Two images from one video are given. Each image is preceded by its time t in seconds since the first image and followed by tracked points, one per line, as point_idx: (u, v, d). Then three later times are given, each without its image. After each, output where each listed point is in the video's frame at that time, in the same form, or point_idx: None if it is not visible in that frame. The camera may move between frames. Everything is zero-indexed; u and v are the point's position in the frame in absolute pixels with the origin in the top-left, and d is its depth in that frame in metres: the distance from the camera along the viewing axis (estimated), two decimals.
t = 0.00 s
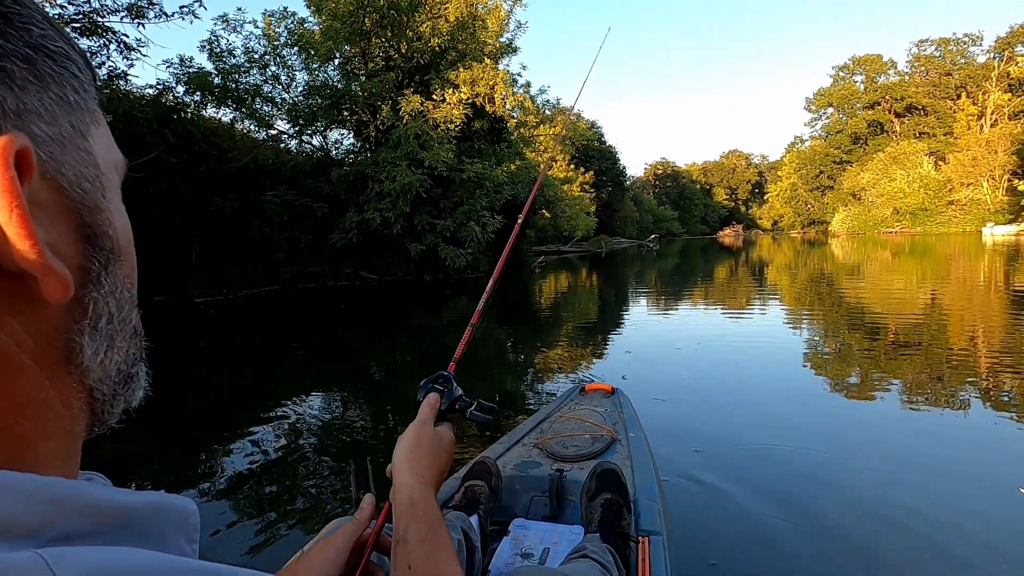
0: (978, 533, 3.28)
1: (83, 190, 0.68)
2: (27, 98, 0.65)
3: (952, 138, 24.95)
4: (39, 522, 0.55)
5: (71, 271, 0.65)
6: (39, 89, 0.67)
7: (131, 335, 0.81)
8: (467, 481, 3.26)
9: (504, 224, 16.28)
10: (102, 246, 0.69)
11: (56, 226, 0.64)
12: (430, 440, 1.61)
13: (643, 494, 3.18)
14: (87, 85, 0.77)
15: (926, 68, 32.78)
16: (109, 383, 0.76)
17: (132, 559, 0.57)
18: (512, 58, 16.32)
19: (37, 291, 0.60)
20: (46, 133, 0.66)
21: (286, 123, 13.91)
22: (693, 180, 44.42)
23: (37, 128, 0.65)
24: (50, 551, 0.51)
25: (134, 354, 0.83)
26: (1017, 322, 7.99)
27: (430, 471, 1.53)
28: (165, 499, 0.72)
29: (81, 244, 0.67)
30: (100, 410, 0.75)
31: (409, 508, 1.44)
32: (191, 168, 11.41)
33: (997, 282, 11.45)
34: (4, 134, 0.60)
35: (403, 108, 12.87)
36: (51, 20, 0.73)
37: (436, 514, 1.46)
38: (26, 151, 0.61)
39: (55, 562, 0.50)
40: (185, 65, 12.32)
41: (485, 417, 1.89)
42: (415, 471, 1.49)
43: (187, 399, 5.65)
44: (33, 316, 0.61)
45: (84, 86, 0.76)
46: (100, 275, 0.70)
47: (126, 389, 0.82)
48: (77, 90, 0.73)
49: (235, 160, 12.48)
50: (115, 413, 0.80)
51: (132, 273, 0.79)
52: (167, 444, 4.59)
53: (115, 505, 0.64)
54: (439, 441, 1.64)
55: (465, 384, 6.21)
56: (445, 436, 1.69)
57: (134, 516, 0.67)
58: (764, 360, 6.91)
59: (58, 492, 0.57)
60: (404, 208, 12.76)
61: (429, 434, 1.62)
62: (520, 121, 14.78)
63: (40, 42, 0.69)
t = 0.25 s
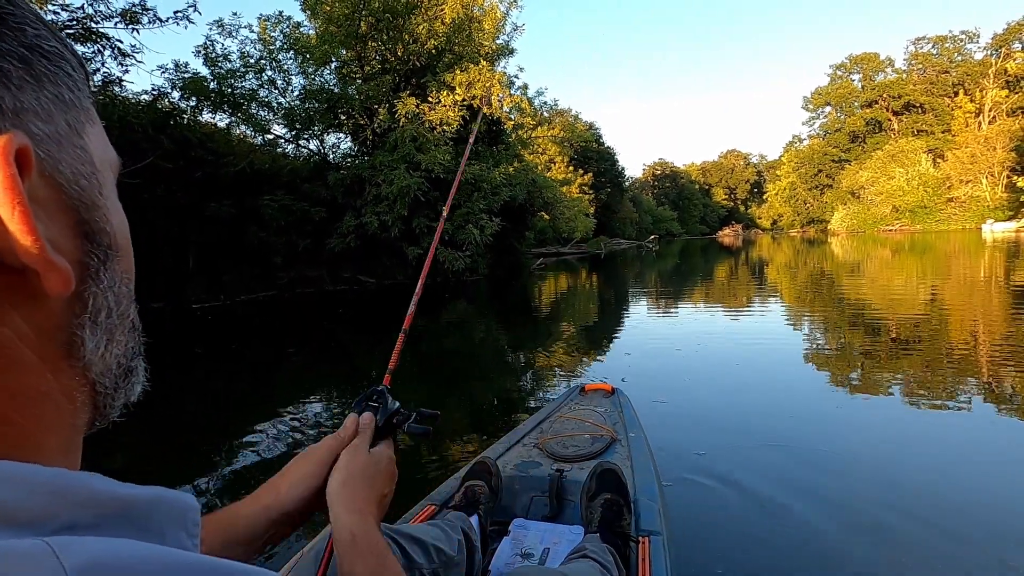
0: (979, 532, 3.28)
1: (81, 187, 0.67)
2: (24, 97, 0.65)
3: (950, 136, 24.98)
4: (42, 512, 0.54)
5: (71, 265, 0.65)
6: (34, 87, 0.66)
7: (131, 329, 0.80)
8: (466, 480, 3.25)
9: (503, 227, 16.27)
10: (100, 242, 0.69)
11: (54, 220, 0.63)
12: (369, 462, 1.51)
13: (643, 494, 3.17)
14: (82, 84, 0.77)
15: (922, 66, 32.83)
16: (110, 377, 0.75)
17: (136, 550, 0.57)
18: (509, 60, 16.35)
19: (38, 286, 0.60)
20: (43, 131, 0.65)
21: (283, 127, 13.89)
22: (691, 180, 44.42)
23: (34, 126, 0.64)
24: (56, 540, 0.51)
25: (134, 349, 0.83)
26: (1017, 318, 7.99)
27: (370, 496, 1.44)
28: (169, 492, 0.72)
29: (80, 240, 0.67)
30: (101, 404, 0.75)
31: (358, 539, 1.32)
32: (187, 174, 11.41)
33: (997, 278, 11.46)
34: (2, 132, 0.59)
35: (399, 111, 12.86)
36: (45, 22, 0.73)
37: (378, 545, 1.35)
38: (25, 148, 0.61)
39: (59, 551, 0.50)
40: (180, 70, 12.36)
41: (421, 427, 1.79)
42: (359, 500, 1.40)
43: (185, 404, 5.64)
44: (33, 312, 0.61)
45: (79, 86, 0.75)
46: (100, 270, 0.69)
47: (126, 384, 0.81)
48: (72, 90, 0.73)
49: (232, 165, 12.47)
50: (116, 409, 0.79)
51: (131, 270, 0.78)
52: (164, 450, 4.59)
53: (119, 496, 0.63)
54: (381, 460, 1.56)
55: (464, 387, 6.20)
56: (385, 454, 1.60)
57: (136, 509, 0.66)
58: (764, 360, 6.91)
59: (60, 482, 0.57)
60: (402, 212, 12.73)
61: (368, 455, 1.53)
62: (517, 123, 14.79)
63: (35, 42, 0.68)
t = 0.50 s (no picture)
0: (978, 533, 3.28)
1: (69, 185, 0.67)
2: (12, 94, 0.64)
3: (950, 136, 24.95)
4: (30, 515, 0.53)
5: (59, 265, 0.64)
6: (24, 85, 0.66)
7: (121, 331, 0.80)
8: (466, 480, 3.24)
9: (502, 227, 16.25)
10: (89, 242, 0.69)
11: (43, 218, 0.63)
12: (353, 446, 1.32)
13: (643, 494, 3.16)
14: (72, 81, 0.76)
15: (923, 66, 32.78)
16: (99, 379, 0.75)
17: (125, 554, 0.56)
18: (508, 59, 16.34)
19: (25, 285, 0.59)
20: (32, 130, 0.65)
21: (281, 126, 13.94)
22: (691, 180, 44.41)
23: (23, 124, 0.64)
24: (41, 544, 0.50)
25: (124, 351, 0.82)
26: (1018, 319, 7.97)
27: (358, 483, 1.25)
28: (159, 497, 0.71)
29: (69, 239, 0.66)
30: (89, 405, 0.75)
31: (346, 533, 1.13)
32: (185, 173, 11.41)
33: (997, 278, 11.44)
34: None
35: (397, 110, 12.81)
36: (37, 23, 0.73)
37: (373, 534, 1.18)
38: (15, 145, 0.60)
39: (44, 555, 0.49)
40: (177, 69, 12.35)
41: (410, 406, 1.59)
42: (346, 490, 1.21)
43: (183, 405, 5.65)
44: (20, 310, 0.60)
45: (68, 84, 0.75)
46: (88, 270, 0.69)
47: (115, 387, 0.81)
48: (61, 87, 0.72)
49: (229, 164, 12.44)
50: (104, 411, 0.79)
51: (121, 270, 0.78)
52: (162, 451, 4.59)
53: (106, 499, 0.63)
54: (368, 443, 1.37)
55: (463, 388, 6.20)
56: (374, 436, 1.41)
57: (125, 514, 0.65)
58: (764, 360, 6.90)
59: (47, 487, 0.56)
60: (400, 212, 12.67)
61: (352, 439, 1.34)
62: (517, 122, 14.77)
63: (25, 41, 0.68)
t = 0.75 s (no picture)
0: (975, 534, 3.28)
1: (38, 179, 0.67)
2: None
3: (951, 137, 24.95)
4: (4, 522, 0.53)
5: (31, 262, 0.64)
6: None
7: (102, 327, 0.79)
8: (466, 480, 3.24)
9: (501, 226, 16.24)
10: (64, 236, 0.68)
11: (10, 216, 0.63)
12: (340, 435, 1.22)
13: (643, 494, 3.16)
14: (37, 71, 0.75)
15: (924, 67, 32.78)
16: (80, 377, 0.75)
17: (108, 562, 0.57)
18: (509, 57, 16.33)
19: None
20: None
21: (280, 123, 13.94)
22: (692, 180, 44.42)
23: None
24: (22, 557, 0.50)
25: (107, 348, 0.82)
26: (1018, 321, 7.97)
27: (345, 475, 1.17)
28: (144, 501, 0.72)
29: (40, 234, 0.66)
30: (72, 401, 0.75)
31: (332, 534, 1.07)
32: (183, 170, 11.41)
33: (998, 281, 11.43)
34: None
35: (396, 106, 12.77)
36: None
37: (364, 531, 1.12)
38: None
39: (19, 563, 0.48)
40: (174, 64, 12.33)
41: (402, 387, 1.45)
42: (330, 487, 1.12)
43: (182, 402, 5.66)
44: None
45: (33, 73, 0.74)
46: (63, 265, 0.69)
47: (99, 385, 0.82)
48: (27, 78, 0.72)
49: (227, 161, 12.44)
50: (88, 409, 0.79)
51: (101, 265, 0.78)
52: (161, 448, 4.61)
53: (89, 505, 0.63)
54: (358, 428, 1.25)
55: (461, 387, 6.20)
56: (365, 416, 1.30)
57: (111, 519, 0.66)
58: (762, 360, 6.90)
59: (27, 496, 0.56)
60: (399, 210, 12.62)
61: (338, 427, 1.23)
62: (516, 120, 14.77)
63: None
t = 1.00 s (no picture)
0: (973, 535, 3.28)
1: (18, 179, 0.67)
2: None
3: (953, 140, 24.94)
4: None
5: (10, 264, 0.64)
6: None
7: (87, 328, 0.80)
8: (466, 480, 3.23)
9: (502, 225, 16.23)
10: (46, 237, 0.69)
11: None
12: (336, 438, 1.18)
13: (642, 494, 3.16)
14: (17, 70, 0.75)
15: (926, 69, 32.74)
16: (64, 379, 0.76)
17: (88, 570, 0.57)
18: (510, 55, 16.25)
19: None
20: None
21: (279, 120, 13.90)
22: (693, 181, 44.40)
23: None
24: None
25: (92, 350, 0.83)
26: (1018, 324, 7.97)
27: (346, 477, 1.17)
28: (134, 504, 0.71)
29: (20, 235, 0.66)
30: (56, 404, 0.75)
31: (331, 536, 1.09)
32: (182, 166, 11.40)
33: (998, 283, 11.43)
34: None
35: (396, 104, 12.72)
36: None
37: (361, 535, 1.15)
38: None
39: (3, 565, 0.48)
40: (173, 60, 12.37)
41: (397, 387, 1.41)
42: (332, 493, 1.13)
43: (180, 400, 5.66)
44: None
45: (14, 72, 0.74)
46: (45, 266, 0.69)
47: (84, 388, 0.82)
48: (7, 76, 0.71)
49: (226, 157, 12.41)
50: (74, 411, 0.80)
51: (85, 266, 0.78)
52: (159, 446, 4.60)
53: (79, 509, 0.63)
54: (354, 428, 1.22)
55: (460, 387, 6.18)
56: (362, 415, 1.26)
57: (99, 524, 0.66)
58: (762, 362, 6.88)
59: (14, 504, 0.56)
60: (399, 208, 12.60)
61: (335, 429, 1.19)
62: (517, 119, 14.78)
63: None
